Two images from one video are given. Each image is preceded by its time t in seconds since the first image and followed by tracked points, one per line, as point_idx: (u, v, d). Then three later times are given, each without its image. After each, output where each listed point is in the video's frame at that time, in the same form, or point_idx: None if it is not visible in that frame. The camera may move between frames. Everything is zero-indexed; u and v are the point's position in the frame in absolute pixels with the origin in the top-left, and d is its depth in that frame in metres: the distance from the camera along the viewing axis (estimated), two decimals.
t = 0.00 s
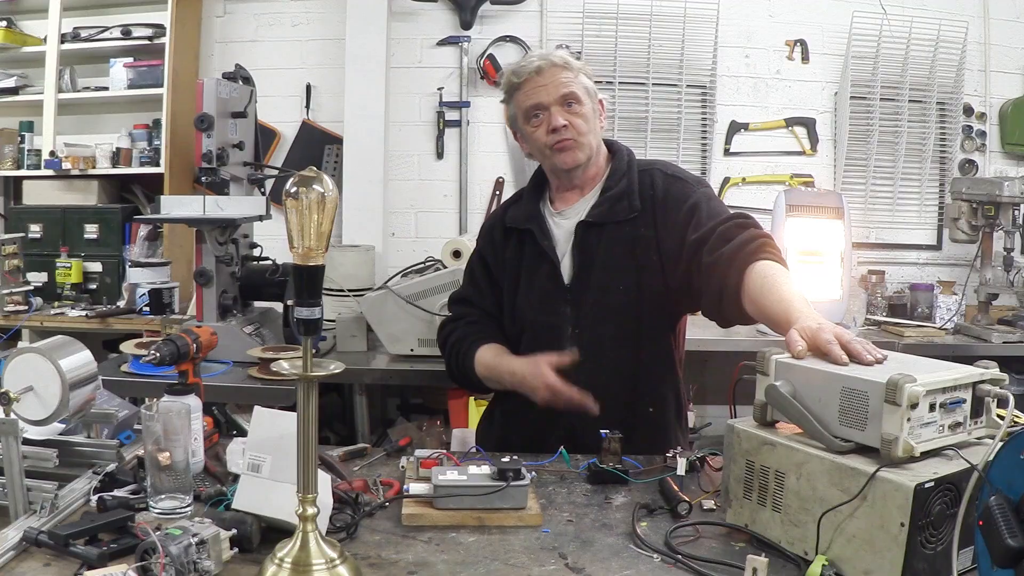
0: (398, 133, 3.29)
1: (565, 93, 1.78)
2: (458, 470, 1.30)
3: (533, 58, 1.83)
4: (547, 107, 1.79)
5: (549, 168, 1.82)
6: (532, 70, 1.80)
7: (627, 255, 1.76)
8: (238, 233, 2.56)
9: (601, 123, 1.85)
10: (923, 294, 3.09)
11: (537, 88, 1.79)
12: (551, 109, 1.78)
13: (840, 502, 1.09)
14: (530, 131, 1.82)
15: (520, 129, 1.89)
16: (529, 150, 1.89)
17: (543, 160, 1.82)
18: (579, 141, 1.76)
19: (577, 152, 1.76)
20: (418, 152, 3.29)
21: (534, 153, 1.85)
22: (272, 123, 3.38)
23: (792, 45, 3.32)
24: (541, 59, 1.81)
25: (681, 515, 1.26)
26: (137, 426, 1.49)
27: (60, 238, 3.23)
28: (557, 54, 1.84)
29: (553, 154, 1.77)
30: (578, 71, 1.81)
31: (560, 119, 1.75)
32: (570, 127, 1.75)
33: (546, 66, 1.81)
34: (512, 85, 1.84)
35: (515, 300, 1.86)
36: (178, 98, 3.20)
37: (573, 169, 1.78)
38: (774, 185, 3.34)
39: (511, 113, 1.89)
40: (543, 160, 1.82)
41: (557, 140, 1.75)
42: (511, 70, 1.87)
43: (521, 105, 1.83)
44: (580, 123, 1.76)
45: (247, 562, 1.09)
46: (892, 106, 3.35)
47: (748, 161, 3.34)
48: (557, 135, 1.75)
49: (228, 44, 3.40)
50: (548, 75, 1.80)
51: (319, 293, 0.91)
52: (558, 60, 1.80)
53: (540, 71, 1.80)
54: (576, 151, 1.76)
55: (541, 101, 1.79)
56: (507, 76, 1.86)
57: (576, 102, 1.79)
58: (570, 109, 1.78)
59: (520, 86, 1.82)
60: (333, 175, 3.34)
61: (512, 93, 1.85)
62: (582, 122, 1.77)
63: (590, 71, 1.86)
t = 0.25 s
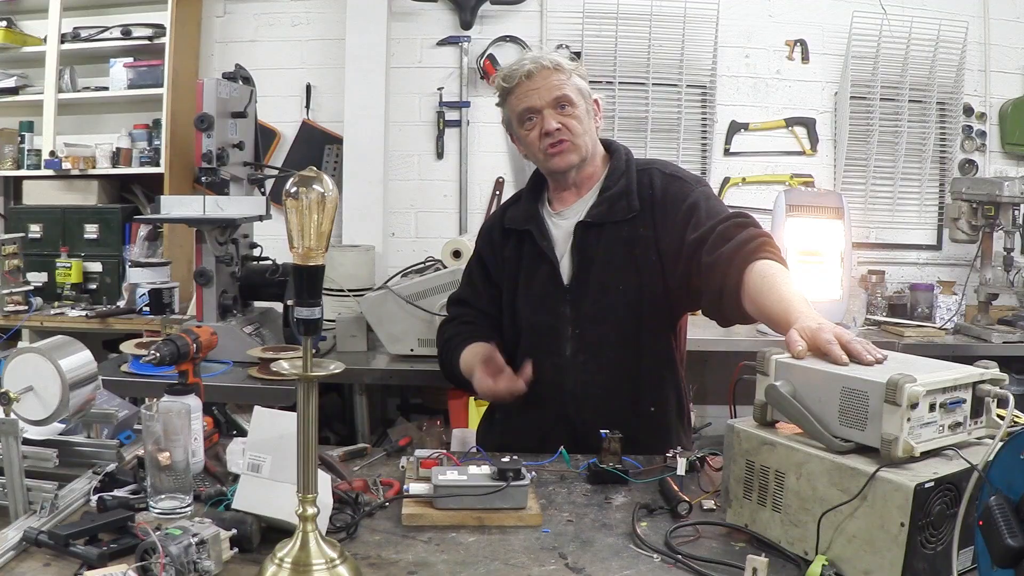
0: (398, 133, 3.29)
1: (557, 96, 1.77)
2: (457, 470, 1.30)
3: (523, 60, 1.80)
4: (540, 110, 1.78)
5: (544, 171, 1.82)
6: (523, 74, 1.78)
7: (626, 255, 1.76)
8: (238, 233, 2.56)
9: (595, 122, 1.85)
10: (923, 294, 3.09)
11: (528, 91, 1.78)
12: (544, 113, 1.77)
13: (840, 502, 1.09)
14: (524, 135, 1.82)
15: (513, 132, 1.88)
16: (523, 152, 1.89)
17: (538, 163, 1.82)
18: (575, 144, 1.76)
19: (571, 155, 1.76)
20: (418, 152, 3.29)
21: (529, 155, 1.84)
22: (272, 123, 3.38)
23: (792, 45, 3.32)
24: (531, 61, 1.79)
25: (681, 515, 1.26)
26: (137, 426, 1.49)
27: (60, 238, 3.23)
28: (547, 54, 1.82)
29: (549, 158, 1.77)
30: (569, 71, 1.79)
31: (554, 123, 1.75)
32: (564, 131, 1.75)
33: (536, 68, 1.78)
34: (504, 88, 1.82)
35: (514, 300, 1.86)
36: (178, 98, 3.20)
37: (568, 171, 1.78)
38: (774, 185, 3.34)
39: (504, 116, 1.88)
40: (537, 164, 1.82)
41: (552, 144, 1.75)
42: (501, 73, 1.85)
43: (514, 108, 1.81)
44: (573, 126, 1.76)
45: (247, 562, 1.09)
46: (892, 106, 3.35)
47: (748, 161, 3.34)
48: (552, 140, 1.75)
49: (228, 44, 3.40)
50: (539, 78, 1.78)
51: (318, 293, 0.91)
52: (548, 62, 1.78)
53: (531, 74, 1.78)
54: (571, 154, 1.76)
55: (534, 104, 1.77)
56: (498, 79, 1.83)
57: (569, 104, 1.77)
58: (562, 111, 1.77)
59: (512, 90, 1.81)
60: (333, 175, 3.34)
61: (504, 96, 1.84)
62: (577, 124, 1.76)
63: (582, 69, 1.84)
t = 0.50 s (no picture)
0: (398, 133, 3.29)
1: (564, 98, 1.76)
2: (457, 470, 1.30)
3: (532, 59, 1.79)
4: (546, 111, 1.77)
5: (546, 171, 1.82)
6: (531, 74, 1.77)
7: (627, 255, 1.76)
8: (238, 233, 2.56)
9: (601, 124, 1.84)
10: (923, 294, 3.09)
11: (536, 92, 1.77)
12: (550, 115, 1.77)
13: (840, 502, 1.09)
14: (528, 134, 1.81)
15: (518, 130, 1.88)
16: (527, 150, 1.89)
17: (540, 163, 1.82)
18: (578, 146, 1.76)
19: (574, 157, 1.76)
20: (418, 152, 3.29)
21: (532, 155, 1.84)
22: (272, 123, 3.38)
23: (792, 45, 3.32)
24: (540, 61, 1.78)
25: (681, 515, 1.26)
26: (137, 426, 1.49)
27: (60, 238, 3.23)
28: (557, 54, 1.81)
29: (552, 160, 1.77)
30: (578, 73, 1.78)
31: (559, 125, 1.75)
32: (569, 133, 1.75)
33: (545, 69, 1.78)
34: (511, 86, 1.81)
35: (515, 301, 1.86)
36: (178, 98, 3.20)
37: (570, 173, 1.78)
38: (774, 185, 3.34)
39: (510, 113, 1.88)
40: (540, 163, 1.82)
41: (556, 146, 1.75)
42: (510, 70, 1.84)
43: (520, 107, 1.80)
44: (578, 129, 1.75)
45: (247, 562, 1.09)
46: (892, 106, 3.35)
47: (748, 161, 3.34)
48: (556, 142, 1.75)
49: (228, 44, 3.40)
50: (548, 78, 1.77)
51: (318, 293, 0.91)
52: (557, 63, 1.77)
53: (539, 74, 1.77)
54: (574, 157, 1.76)
55: (540, 105, 1.77)
56: (506, 77, 1.82)
57: (575, 107, 1.76)
58: (568, 113, 1.76)
59: (519, 90, 1.80)
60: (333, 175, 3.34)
61: (510, 94, 1.83)
62: (582, 127, 1.76)
63: (590, 71, 1.83)
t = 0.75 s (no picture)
0: (398, 133, 3.29)
1: (575, 111, 1.71)
2: (457, 470, 1.31)
3: (544, 64, 1.72)
4: (556, 123, 1.73)
5: (549, 176, 1.81)
6: (544, 83, 1.70)
7: (627, 256, 1.76)
8: (238, 233, 2.56)
9: (606, 128, 1.82)
10: (923, 294, 3.09)
11: (547, 103, 1.71)
12: (559, 126, 1.73)
13: (840, 502, 1.09)
14: (535, 141, 1.78)
15: (523, 131, 1.83)
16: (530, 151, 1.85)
17: (544, 169, 1.80)
18: (584, 159, 1.75)
19: (580, 168, 1.76)
20: (418, 152, 3.29)
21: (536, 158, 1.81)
22: (272, 123, 3.38)
23: (792, 45, 3.32)
24: (553, 69, 1.70)
25: (681, 515, 1.26)
26: (137, 426, 1.49)
27: (60, 238, 3.23)
28: (569, 59, 1.73)
29: (558, 170, 1.76)
30: (590, 83, 1.72)
31: (569, 140, 1.71)
32: (577, 147, 1.73)
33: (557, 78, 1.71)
34: (521, 90, 1.74)
35: (516, 301, 1.85)
36: (178, 98, 3.20)
37: (574, 183, 1.78)
38: (774, 185, 3.34)
39: (515, 113, 1.82)
40: (544, 169, 1.80)
41: (563, 160, 1.73)
42: (519, 71, 1.76)
43: (529, 114, 1.75)
44: (587, 142, 1.73)
45: (247, 562, 1.10)
46: (892, 106, 3.35)
47: (748, 161, 3.34)
48: (564, 155, 1.73)
49: (228, 44, 3.40)
50: (561, 90, 1.70)
51: (318, 293, 0.91)
52: (571, 74, 1.70)
53: (552, 85, 1.70)
54: (579, 169, 1.76)
55: (551, 116, 1.71)
56: (518, 78, 1.75)
57: (585, 119, 1.73)
58: (577, 126, 1.73)
59: (528, 97, 1.74)
60: (333, 175, 3.34)
61: (518, 97, 1.77)
62: (590, 141, 1.74)
63: (601, 76, 1.77)
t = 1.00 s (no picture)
0: (397, 133, 3.29)
1: (581, 115, 1.71)
2: (457, 470, 1.31)
3: (551, 67, 1.70)
4: (562, 126, 1.72)
5: (552, 178, 1.80)
6: (552, 88, 1.69)
7: (629, 257, 1.76)
8: (238, 233, 2.56)
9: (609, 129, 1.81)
10: (923, 294, 3.09)
11: (553, 107, 1.70)
12: (565, 130, 1.72)
13: (840, 502, 1.09)
14: (539, 144, 1.77)
15: (526, 133, 1.82)
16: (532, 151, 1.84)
17: (548, 170, 1.80)
18: (589, 163, 1.75)
19: (584, 172, 1.76)
20: (418, 152, 3.29)
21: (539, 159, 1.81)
22: (272, 123, 3.38)
23: (792, 45, 3.32)
24: (560, 73, 1.69)
25: (681, 515, 1.26)
26: (137, 425, 1.49)
27: (60, 238, 3.23)
28: (576, 62, 1.71)
29: (563, 173, 1.76)
30: (597, 86, 1.72)
31: (575, 143, 1.71)
32: (582, 151, 1.72)
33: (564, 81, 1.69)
34: (527, 93, 1.73)
35: (520, 301, 1.85)
36: (178, 98, 3.20)
37: (577, 186, 1.78)
38: (774, 185, 3.34)
39: (518, 114, 1.80)
40: (548, 171, 1.80)
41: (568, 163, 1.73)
42: (524, 74, 1.74)
43: (535, 117, 1.74)
44: (592, 146, 1.73)
45: (247, 562, 1.10)
46: (892, 106, 3.34)
47: (748, 161, 3.34)
48: (569, 159, 1.73)
49: (228, 44, 3.40)
50: (569, 94, 1.69)
51: (319, 293, 0.91)
52: (578, 79, 1.69)
53: (559, 89, 1.69)
54: (583, 172, 1.76)
55: (558, 120, 1.71)
56: (524, 81, 1.73)
57: (591, 124, 1.72)
58: (583, 130, 1.72)
59: (534, 100, 1.72)
60: (333, 175, 3.34)
61: (523, 99, 1.75)
62: (595, 144, 1.74)
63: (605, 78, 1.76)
